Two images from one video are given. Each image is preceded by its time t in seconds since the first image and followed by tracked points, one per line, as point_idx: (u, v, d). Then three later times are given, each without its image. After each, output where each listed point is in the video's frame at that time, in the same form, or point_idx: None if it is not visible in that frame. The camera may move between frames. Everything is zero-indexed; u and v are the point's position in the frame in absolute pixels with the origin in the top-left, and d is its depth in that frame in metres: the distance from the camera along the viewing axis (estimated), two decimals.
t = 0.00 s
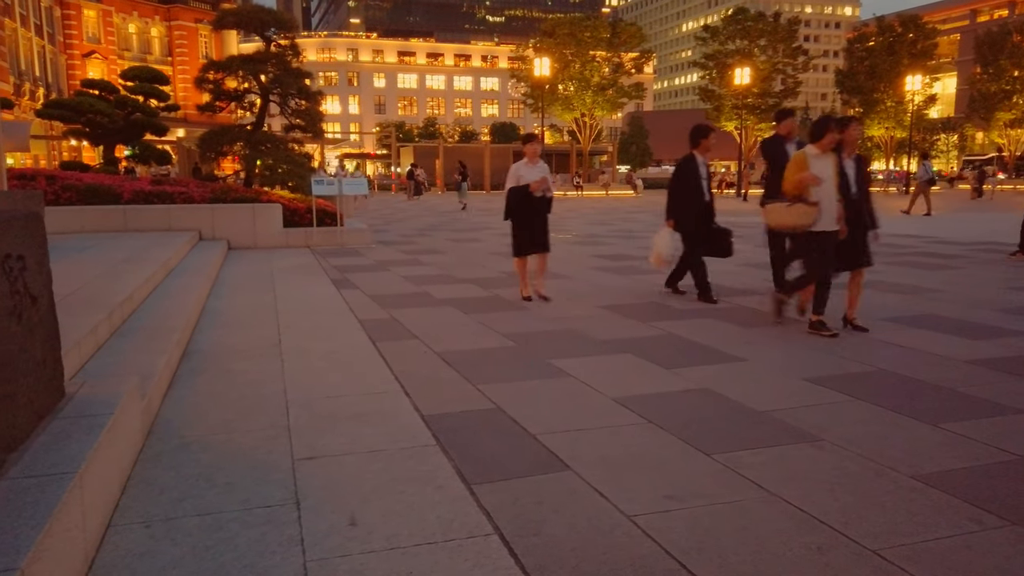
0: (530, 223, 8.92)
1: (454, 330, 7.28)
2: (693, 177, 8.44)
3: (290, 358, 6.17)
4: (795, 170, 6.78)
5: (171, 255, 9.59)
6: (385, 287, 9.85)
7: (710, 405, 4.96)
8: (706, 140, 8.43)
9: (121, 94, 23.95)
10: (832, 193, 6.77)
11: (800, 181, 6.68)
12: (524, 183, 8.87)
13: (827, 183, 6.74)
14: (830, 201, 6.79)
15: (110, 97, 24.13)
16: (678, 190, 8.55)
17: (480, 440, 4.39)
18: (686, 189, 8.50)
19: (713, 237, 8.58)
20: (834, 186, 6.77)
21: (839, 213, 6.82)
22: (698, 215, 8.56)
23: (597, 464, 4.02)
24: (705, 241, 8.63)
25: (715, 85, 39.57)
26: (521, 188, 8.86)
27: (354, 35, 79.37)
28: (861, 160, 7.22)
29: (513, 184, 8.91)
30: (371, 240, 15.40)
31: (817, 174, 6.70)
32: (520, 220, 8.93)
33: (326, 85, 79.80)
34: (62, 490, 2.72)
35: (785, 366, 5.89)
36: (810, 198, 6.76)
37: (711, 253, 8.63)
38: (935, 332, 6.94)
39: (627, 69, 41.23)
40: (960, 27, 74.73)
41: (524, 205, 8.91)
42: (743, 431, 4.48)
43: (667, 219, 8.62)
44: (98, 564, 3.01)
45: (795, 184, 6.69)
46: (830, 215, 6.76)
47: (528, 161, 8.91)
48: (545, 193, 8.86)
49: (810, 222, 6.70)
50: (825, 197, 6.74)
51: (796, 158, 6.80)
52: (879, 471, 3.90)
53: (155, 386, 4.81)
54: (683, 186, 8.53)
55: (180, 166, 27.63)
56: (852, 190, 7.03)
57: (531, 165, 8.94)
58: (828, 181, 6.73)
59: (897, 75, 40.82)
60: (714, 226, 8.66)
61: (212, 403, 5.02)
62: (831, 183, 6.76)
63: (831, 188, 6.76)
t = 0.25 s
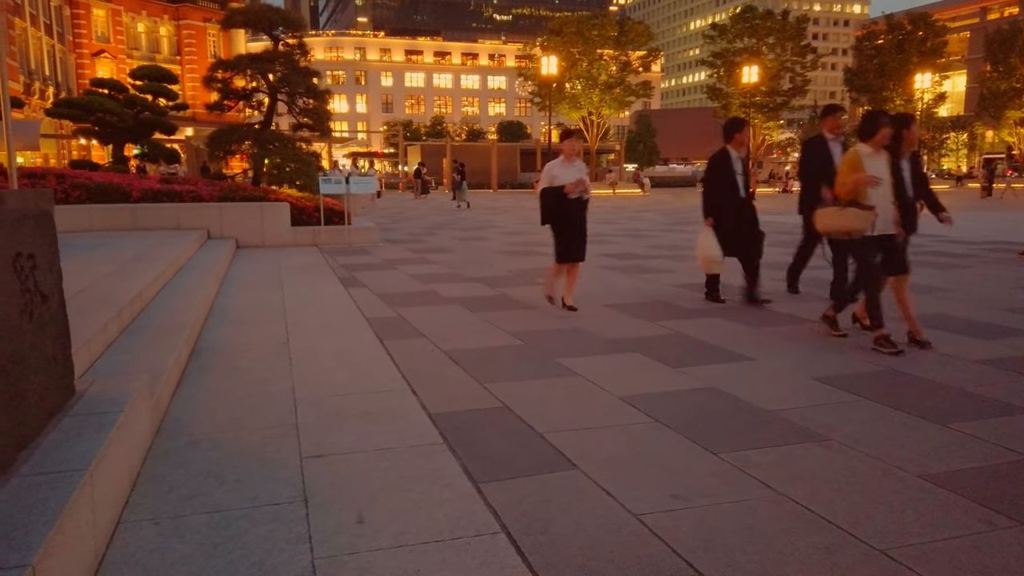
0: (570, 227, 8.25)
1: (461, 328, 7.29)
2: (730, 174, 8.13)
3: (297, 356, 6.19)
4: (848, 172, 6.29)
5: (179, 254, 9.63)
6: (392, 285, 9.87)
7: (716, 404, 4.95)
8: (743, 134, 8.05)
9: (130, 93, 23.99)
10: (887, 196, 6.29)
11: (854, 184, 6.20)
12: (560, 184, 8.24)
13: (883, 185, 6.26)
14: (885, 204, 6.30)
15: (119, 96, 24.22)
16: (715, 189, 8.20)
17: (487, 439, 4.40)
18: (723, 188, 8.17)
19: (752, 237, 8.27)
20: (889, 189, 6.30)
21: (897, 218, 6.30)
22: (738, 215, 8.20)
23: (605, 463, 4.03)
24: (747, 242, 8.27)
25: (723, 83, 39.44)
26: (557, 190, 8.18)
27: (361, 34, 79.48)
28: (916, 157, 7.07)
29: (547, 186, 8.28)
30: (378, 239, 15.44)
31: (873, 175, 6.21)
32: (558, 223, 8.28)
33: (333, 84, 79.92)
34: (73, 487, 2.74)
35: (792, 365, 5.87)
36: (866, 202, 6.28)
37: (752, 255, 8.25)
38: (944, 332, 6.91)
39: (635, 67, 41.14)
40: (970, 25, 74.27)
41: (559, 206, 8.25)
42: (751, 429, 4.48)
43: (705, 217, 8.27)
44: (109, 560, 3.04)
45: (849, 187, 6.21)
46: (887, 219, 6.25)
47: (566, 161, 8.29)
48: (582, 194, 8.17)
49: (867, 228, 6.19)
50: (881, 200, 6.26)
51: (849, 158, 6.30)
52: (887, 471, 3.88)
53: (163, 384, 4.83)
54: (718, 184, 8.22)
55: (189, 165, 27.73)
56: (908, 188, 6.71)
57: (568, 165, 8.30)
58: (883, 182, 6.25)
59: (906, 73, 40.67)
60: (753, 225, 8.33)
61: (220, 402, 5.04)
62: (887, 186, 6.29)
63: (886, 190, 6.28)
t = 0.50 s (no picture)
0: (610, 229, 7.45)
1: (468, 327, 7.29)
2: (774, 170, 7.79)
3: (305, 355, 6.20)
4: (896, 168, 5.86)
5: (187, 252, 9.66)
6: (399, 284, 9.88)
7: (724, 404, 4.94)
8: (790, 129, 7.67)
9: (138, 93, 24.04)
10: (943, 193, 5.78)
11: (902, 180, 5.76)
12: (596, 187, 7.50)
13: (936, 179, 5.76)
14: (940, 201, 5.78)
15: (127, 95, 24.28)
16: (759, 186, 7.85)
17: (495, 438, 4.40)
18: (766, 185, 7.81)
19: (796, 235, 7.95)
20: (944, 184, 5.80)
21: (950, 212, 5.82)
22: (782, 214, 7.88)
23: (613, 462, 4.02)
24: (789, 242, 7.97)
25: (730, 82, 39.29)
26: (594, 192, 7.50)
27: (368, 33, 79.54)
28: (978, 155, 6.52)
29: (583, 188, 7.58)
30: (385, 238, 15.45)
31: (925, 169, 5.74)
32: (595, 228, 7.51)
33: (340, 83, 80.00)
34: (83, 483, 2.76)
35: (801, 365, 5.84)
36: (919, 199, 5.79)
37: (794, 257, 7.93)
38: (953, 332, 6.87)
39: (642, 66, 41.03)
40: (979, 23, 73.79)
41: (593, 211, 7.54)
42: (759, 429, 4.46)
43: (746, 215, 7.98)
44: (118, 557, 3.05)
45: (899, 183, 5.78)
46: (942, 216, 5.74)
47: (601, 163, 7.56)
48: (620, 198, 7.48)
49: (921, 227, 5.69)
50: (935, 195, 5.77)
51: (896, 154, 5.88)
52: (897, 471, 3.86)
53: (172, 382, 4.85)
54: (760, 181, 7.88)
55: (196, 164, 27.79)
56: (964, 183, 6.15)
57: (604, 167, 7.57)
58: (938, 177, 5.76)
59: (915, 72, 40.44)
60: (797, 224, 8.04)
61: (228, 400, 5.06)
62: (941, 177, 5.80)
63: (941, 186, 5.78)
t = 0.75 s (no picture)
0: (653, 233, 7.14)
1: (475, 326, 7.30)
2: (810, 171, 7.32)
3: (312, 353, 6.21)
4: (957, 168, 5.55)
5: (195, 251, 9.70)
6: (405, 282, 9.90)
7: (731, 403, 4.93)
8: (828, 125, 7.24)
9: (146, 91, 24.12)
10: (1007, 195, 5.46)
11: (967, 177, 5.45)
12: (640, 186, 7.18)
13: (999, 179, 5.46)
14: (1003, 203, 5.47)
15: (135, 94, 24.36)
16: (793, 187, 7.39)
17: (501, 436, 4.40)
18: (801, 186, 7.34)
19: (835, 240, 7.40)
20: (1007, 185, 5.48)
21: (1016, 218, 5.46)
22: (818, 217, 7.41)
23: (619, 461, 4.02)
24: (827, 246, 7.43)
25: (737, 80, 39.17)
26: (638, 192, 7.15)
27: (375, 32, 79.64)
28: None
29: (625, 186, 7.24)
30: (391, 236, 15.47)
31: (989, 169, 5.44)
32: (634, 228, 7.20)
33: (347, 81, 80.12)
34: (91, 480, 2.78)
35: (808, 364, 5.83)
36: (981, 200, 5.48)
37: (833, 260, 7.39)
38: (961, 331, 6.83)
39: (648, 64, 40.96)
40: (988, 21, 73.35)
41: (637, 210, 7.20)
42: (765, 428, 4.46)
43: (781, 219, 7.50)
44: (127, 553, 3.07)
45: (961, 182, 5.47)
46: (1005, 219, 5.41)
47: (645, 160, 7.26)
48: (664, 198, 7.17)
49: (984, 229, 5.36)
50: (999, 196, 5.45)
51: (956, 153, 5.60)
52: (904, 470, 3.85)
53: (179, 380, 4.86)
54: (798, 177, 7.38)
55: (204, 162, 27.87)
56: None
57: (648, 164, 7.27)
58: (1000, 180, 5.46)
59: (924, 70, 40.18)
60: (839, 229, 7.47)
61: (235, 398, 5.07)
62: (1007, 180, 5.49)
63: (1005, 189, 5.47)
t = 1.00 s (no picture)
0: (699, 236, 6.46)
1: (481, 324, 7.31)
2: (858, 169, 6.83)
3: (319, 351, 6.23)
4: None
5: (203, 249, 9.74)
6: (412, 281, 9.92)
7: (738, 401, 4.93)
8: (878, 122, 6.82)
9: (154, 90, 24.17)
10: None
11: None
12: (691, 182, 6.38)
13: None
14: None
15: (143, 92, 24.45)
16: (839, 186, 6.85)
17: (508, 434, 4.41)
18: (849, 184, 6.81)
19: (885, 246, 6.85)
20: None
21: None
22: (868, 218, 6.86)
23: (626, 460, 4.01)
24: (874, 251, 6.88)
25: (745, 78, 39.05)
26: (688, 188, 6.37)
27: (382, 30, 79.73)
28: None
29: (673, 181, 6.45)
30: (398, 235, 15.49)
31: None
32: (683, 226, 6.53)
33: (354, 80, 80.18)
34: (102, 477, 2.80)
35: (815, 363, 5.82)
36: None
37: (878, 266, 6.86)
38: (969, 330, 6.83)
39: (655, 63, 40.89)
40: (998, 19, 72.89)
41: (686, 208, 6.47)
42: (771, 428, 4.45)
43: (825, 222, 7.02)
44: (136, 549, 3.09)
45: None
46: None
47: (697, 152, 6.50)
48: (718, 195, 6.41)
49: None
50: None
51: None
52: (912, 470, 3.84)
53: (188, 377, 4.89)
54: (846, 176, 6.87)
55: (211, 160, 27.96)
56: None
57: (701, 156, 6.50)
58: None
59: (933, 68, 40.00)
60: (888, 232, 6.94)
61: (243, 395, 5.09)
62: None
63: None
